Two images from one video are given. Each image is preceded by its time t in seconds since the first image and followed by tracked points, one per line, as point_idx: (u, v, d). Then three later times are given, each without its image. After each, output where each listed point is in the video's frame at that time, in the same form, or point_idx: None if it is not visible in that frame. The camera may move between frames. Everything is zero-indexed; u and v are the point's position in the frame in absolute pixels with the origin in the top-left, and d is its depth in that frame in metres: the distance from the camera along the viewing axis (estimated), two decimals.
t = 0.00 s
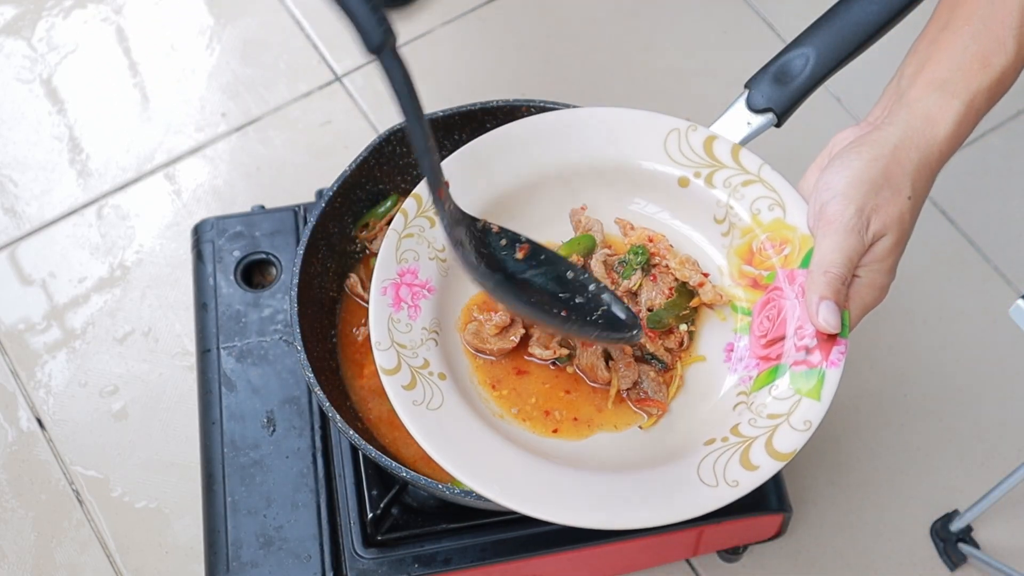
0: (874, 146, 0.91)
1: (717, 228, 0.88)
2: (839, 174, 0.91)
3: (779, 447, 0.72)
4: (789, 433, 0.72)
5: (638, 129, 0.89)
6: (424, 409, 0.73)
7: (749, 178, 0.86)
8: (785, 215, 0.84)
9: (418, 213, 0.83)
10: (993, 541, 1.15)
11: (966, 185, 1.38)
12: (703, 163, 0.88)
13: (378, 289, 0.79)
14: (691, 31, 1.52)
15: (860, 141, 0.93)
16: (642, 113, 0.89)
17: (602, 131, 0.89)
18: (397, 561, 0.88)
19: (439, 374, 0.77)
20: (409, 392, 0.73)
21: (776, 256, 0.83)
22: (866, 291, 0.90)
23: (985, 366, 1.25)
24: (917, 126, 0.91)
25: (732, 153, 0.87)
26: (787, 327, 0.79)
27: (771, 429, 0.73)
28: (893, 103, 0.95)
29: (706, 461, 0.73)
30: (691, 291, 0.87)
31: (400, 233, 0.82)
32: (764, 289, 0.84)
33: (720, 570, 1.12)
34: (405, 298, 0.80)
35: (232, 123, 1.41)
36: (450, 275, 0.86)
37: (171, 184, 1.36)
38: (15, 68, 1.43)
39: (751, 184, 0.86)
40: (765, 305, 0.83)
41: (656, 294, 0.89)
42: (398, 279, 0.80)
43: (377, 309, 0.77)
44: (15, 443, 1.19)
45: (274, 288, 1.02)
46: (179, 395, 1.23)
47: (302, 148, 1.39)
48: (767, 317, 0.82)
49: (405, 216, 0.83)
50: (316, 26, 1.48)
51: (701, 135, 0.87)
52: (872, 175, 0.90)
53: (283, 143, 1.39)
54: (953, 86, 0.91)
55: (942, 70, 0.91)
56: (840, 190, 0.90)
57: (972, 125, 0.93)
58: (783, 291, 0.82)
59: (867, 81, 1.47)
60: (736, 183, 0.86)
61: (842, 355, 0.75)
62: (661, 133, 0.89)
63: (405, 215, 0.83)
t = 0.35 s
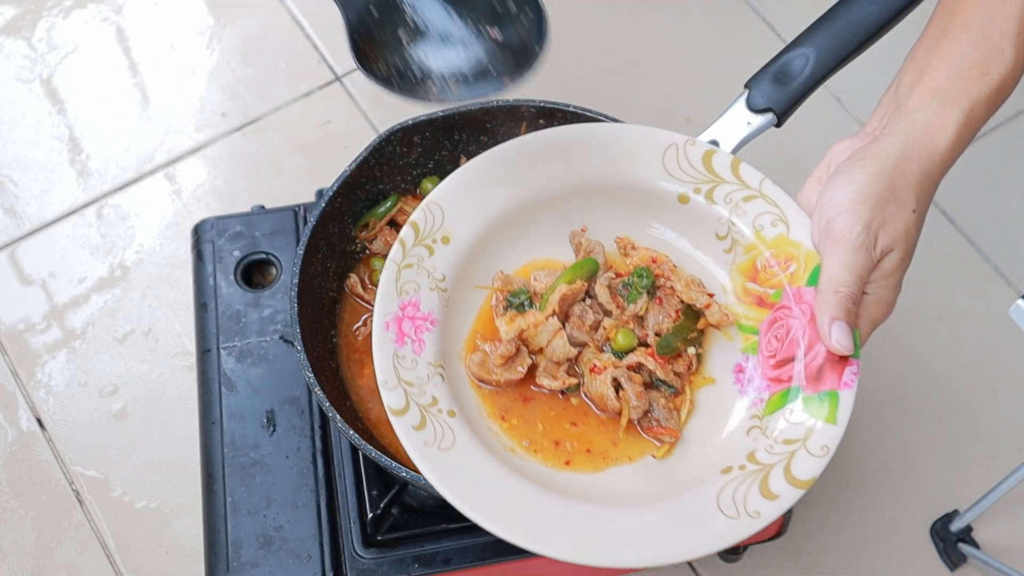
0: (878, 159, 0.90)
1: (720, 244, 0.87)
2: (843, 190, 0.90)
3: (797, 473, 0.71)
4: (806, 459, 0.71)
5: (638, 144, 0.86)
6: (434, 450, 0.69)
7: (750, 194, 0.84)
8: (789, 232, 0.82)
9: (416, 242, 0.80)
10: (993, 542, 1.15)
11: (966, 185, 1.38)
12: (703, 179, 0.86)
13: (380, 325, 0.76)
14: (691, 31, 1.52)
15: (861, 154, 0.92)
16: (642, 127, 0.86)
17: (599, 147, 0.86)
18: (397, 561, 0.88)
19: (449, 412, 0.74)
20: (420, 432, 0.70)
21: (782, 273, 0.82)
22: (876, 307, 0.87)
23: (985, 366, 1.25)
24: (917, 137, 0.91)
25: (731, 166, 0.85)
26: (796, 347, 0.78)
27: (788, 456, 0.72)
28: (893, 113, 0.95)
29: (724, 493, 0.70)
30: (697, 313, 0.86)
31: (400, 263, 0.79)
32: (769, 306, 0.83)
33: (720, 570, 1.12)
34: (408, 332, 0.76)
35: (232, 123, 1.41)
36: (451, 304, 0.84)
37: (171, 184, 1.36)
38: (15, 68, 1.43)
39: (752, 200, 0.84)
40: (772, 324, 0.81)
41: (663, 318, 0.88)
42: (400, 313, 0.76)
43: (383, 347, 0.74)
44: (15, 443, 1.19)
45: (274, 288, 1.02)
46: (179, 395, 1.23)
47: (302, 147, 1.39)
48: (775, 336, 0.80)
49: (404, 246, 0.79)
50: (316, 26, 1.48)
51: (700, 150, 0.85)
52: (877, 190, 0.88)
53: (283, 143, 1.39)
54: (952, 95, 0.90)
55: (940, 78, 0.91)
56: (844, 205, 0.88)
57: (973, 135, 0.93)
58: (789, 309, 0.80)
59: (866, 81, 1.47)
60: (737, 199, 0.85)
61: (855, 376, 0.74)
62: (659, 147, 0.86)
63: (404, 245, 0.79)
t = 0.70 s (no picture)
0: (917, 196, 0.89)
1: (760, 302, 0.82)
2: (886, 230, 0.88)
3: (880, 536, 0.67)
4: (885, 520, 0.67)
5: (662, 209, 0.82)
6: (494, 555, 0.65)
7: (787, 245, 0.80)
8: (831, 281, 0.78)
9: (445, 335, 0.75)
10: (994, 541, 1.15)
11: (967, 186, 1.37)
12: (735, 236, 0.81)
13: (418, 428, 0.70)
14: (691, 31, 1.52)
15: (899, 193, 0.90)
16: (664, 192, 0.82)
17: (620, 220, 0.82)
18: (397, 561, 0.88)
19: (501, 511, 0.69)
20: (474, 537, 0.65)
21: (831, 325, 0.77)
22: (935, 348, 0.83)
23: (986, 366, 1.25)
24: (954, 168, 0.89)
25: (763, 220, 0.81)
26: (858, 402, 0.73)
27: (868, 517, 0.68)
28: (924, 147, 0.94)
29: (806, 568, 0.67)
30: (748, 376, 0.81)
31: (430, 359, 0.73)
32: (822, 361, 0.78)
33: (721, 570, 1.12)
34: (449, 433, 0.71)
35: (232, 123, 1.41)
36: (489, 396, 0.77)
37: (171, 185, 1.36)
38: (15, 68, 1.43)
39: (789, 251, 0.80)
40: (828, 379, 0.76)
41: (714, 386, 0.83)
42: (438, 413, 0.71)
43: (422, 450, 0.69)
44: (15, 443, 1.19)
45: (274, 288, 1.02)
46: (179, 394, 1.23)
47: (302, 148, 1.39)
48: (833, 392, 0.76)
49: (432, 340, 0.74)
50: (316, 25, 1.48)
51: (728, 206, 0.81)
52: (921, 228, 0.86)
53: (283, 143, 1.39)
54: (984, 122, 0.89)
55: (969, 106, 0.90)
56: (890, 246, 0.86)
57: (1010, 159, 0.91)
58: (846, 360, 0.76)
59: (867, 81, 1.47)
60: (772, 253, 0.80)
61: (924, 426, 0.70)
62: (686, 211, 0.82)
63: (433, 339, 0.74)
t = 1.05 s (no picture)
0: (881, 211, 0.87)
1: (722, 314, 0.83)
2: (850, 245, 0.86)
3: (830, 555, 0.67)
4: (838, 540, 0.68)
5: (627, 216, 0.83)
6: (437, 564, 0.66)
7: (750, 257, 0.81)
8: (796, 295, 0.79)
9: (400, 340, 0.75)
10: (993, 541, 1.15)
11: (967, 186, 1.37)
12: (700, 247, 0.82)
13: (367, 433, 0.71)
14: (691, 30, 1.52)
15: (864, 207, 0.89)
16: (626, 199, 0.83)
17: (578, 227, 0.83)
18: (397, 560, 0.88)
19: (448, 519, 0.69)
20: (419, 546, 0.66)
21: (793, 339, 0.78)
22: (895, 366, 0.83)
23: (985, 366, 1.25)
24: (920, 183, 0.88)
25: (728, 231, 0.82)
26: (816, 418, 0.74)
27: (819, 538, 0.68)
28: (892, 161, 0.92)
29: None
30: (706, 390, 0.80)
31: (383, 365, 0.74)
32: (782, 376, 0.78)
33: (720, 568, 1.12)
34: (399, 438, 0.71)
35: (232, 123, 1.41)
36: (443, 403, 0.77)
37: (171, 185, 1.36)
38: (15, 68, 1.43)
39: (753, 263, 0.81)
40: (786, 396, 0.77)
41: (670, 398, 0.82)
42: (387, 419, 0.72)
43: (371, 459, 0.69)
44: (15, 443, 1.19)
45: (274, 288, 1.02)
46: (179, 394, 1.23)
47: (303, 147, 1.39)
48: (791, 408, 0.76)
49: (386, 346, 0.74)
50: (316, 25, 1.47)
51: (693, 217, 0.82)
52: (885, 242, 0.85)
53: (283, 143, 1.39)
54: (953, 137, 0.88)
55: (939, 120, 0.89)
56: (854, 260, 0.84)
57: (978, 177, 0.90)
58: (806, 376, 0.76)
59: (867, 81, 1.47)
60: (736, 264, 0.81)
61: (881, 443, 0.70)
62: (649, 221, 0.83)
63: (386, 345, 0.74)
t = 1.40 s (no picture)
0: (861, 203, 0.87)
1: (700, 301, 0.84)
2: (829, 236, 0.86)
3: (795, 545, 0.68)
4: (803, 528, 0.69)
5: (606, 201, 0.84)
6: (399, 537, 0.67)
7: (729, 246, 0.82)
8: (773, 285, 0.80)
9: (373, 314, 0.76)
10: (993, 540, 1.15)
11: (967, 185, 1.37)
12: (679, 234, 0.84)
13: (337, 404, 0.72)
14: (692, 31, 1.52)
15: (845, 199, 0.88)
16: (608, 183, 0.84)
17: (555, 210, 0.84)
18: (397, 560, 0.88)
19: (414, 493, 0.71)
20: (382, 518, 0.67)
21: (768, 329, 0.79)
22: (869, 361, 0.84)
23: (984, 366, 1.25)
24: (902, 178, 0.88)
25: (708, 219, 0.83)
26: (788, 409, 0.75)
27: (785, 525, 0.70)
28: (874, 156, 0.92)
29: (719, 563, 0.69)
30: (679, 375, 0.83)
31: (356, 337, 0.75)
32: (756, 365, 0.80)
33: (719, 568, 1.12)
34: (368, 411, 0.72)
35: (232, 123, 1.41)
36: (414, 378, 0.79)
37: (170, 185, 1.36)
38: (15, 68, 1.43)
39: (731, 252, 0.82)
40: (759, 385, 0.79)
41: (642, 382, 0.84)
42: (357, 390, 0.73)
43: (339, 428, 0.71)
44: (15, 443, 1.19)
45: (274, 288, 1.02)
46: (180, 394, 1.23)
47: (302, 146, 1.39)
48: (764, 397, 0.78)
49: (359, 318, 0.75)
50: (315, 25, 1.47)
51: (673, 203, 0.83)
52: (865, 235, 0.84)
53: (283, 144, 1.39)
54: (936, 134, 0.88)
55: (923, 117, 0.89)
56: (832, 252, 0.84)
57: (960, 174, 0.90)
58: (779, 366, 0.77)
59: (866, 81, 1.47)
60: (715, 253, 0.82)
61: (851, 436, 0.71)
62: (630, 205, 0.84)
63: (360, 318, 0.75)
